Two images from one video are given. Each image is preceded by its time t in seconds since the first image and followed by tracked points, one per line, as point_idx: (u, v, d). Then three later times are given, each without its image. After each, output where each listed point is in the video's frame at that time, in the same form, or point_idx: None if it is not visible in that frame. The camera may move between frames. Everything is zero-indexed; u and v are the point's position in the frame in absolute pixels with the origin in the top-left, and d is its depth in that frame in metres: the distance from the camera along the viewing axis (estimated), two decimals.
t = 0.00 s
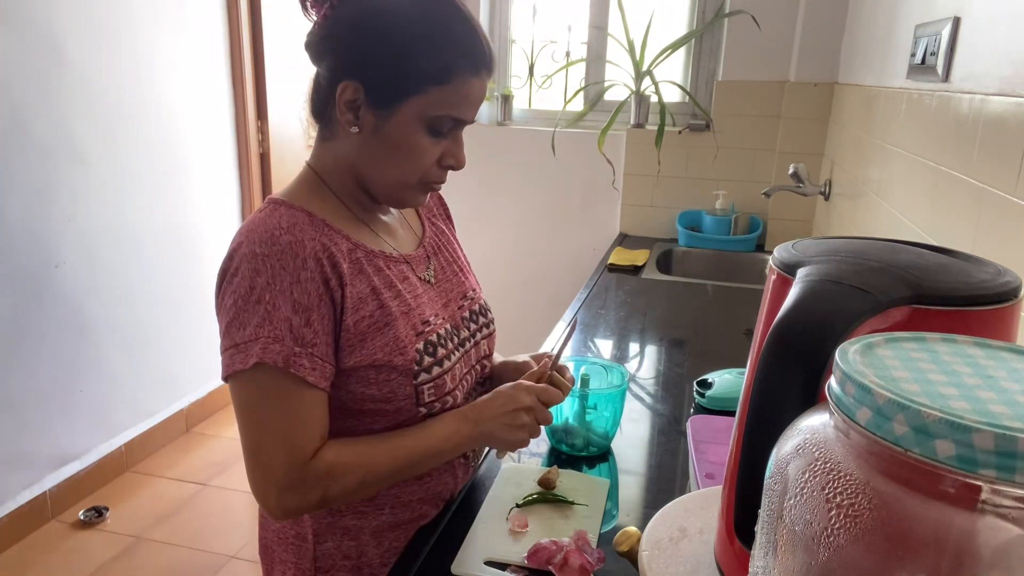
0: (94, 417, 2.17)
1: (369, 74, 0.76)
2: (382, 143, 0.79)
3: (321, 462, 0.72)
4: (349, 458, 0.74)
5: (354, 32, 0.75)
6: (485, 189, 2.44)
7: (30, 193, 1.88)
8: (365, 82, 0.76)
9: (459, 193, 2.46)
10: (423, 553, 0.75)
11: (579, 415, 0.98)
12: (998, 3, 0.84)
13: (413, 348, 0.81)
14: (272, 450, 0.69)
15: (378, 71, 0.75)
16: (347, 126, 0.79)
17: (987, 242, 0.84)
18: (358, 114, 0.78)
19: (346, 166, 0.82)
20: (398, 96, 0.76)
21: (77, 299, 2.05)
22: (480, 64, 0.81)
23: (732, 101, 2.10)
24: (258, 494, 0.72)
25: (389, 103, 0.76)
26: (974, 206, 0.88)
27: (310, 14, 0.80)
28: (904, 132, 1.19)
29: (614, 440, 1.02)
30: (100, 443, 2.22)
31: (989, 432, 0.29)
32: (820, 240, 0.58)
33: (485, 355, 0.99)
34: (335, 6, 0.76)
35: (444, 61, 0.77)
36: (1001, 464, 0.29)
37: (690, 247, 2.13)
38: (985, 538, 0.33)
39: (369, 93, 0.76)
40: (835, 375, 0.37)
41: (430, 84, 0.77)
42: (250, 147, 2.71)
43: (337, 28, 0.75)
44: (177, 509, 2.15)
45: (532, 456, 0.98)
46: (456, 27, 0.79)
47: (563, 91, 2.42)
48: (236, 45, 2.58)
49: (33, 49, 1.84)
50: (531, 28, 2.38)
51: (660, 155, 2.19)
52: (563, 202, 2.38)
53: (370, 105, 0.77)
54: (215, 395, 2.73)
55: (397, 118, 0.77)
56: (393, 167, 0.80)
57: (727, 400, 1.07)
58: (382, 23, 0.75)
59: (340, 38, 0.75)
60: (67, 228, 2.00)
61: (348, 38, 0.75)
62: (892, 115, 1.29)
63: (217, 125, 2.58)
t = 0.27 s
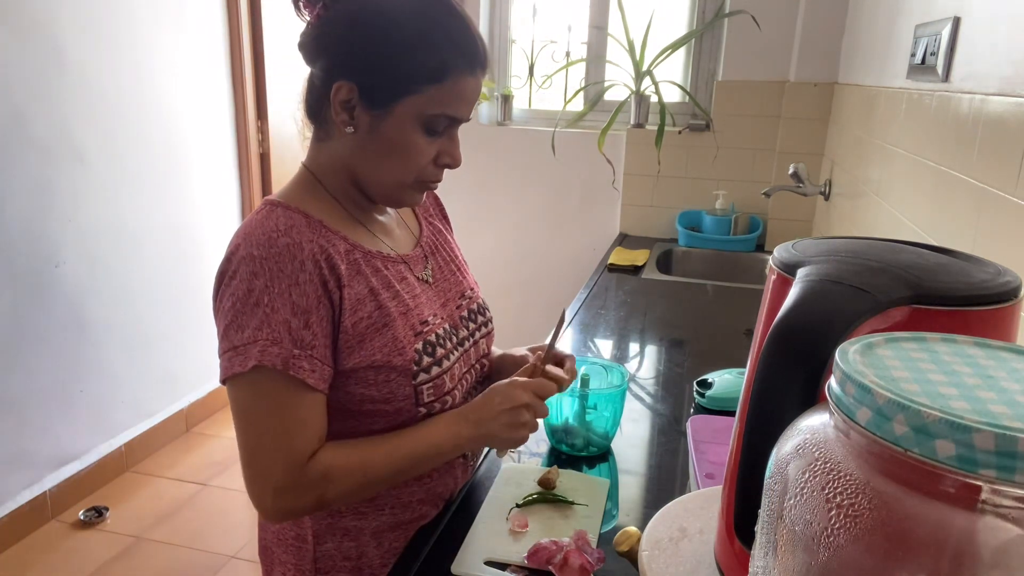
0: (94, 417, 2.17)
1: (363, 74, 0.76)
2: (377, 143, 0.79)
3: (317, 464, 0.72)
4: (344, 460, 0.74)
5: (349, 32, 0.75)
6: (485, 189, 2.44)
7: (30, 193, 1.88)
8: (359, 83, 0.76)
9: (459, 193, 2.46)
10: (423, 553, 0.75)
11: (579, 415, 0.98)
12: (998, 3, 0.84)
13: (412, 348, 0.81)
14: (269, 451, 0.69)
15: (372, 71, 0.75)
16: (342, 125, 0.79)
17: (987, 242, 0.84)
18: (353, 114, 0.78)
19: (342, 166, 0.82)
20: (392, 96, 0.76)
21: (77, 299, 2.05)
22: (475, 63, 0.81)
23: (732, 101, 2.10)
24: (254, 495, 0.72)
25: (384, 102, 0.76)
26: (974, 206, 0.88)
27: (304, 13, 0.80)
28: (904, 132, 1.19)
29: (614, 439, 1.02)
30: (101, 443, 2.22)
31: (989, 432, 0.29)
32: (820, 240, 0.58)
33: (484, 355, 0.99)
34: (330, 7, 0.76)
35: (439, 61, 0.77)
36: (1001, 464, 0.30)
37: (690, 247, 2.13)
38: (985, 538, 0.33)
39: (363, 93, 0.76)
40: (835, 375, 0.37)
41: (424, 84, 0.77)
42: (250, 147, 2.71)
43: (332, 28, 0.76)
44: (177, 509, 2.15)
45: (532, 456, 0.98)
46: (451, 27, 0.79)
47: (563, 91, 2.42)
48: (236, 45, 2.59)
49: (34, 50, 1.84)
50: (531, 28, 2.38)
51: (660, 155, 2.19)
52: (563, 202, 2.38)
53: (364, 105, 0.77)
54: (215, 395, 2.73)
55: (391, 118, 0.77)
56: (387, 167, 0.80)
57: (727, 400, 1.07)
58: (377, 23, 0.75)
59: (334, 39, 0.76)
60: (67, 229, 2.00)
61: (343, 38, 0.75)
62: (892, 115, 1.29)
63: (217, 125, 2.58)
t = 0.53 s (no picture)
0: (94, 417, 2.17)
1: (362, 74, 0.76)
2: (376, 143, 0.79)
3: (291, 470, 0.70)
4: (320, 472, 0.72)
5: (347, 31, 0.75)
6: (485, 189, 2.44)
7: (30, 194, 1.88)
8: (359, 82, 0.76)
9: (459, 193, 2.46)
10: (423, 553, 0.75)
11: (579, 415, 0.98)
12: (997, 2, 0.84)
13: (408, 346, 0.82)
14: (243, 451, 0.68)
15: (372, 71, 0.75)
16: (340, 124, 0.79)
17: (988, 241, 0.84)
18: (352, 113, 0.78)
19: (339, 165, 0.82)
20: (391, 96, 0.76)
21: (77, 299, 2.05)
22: (472, 62, 0.81)
23: (732, 101, 2.10)
24: (224, 493, 0.71)
25: (384, 101, 0.76)
26: (974, 206, 0.88)
27: (301, 13, 0.80)
28: (904, 132, 1.20)
29: (613, 440, 1.02)
30: (101, 443, 2.22)
31: (989, 432, 0.29)
32: (820, 240, 0.58)
33: (483, 354, 0.99)
34: (328, 6, 0.75)
35: (437, 60, 0.77)
36: (1000, 464, 0.30)
37: (690, 247, 2.13)
38: (985, 538, 0.33)
39: (363, 92, 0.76)
40: (835, 375, 0.37)
41: (423, 83, 0.77)
42: (250, 147, 2.71)
43: (330, 27, 0.75)
44: (177, 509, 2.15)
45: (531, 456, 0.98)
46: (448, 26, 0.79)
47: (563, 91, 2.42)
48: (236, 45, 2.59)
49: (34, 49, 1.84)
50: (531, 28, 2.38)
51: (660, 155, 2.19)
52: (563, 202, 2.38)
53: (364, 104, 0.77)
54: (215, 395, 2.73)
55: (391, 117, 0.77)
56: (385, 166, 0.80)
57: (727, 399, 1.07)
58: (376, 22, 0.74)
59: (332, 39, 0.75)
60: (67, 229, 2.00)
61: (341, 37, 0.75)
62: (892, 115, 1.29)
63: (217, 125, 2.58)
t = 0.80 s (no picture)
0: (94, 417, 2.17)
1: (373, 73, 0.76)
2: (386, 141, 0.79)
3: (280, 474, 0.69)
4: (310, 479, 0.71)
5: (357, 31, 0.75)
6: (485, 189, 2.44)
7: (30, 193, 1.88)
8: (370, 81, 0.76)
9: (459, 193, 2.46)
10: (423, 553, 0.75)
11: (579, 415, 0.98)
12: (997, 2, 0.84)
13: (413, 346, 0.82)
14: (233, 448, 0.67)
15: (383, 70, 0.75)
16: (351, 124, 0.79)
17: (988, 241, 0.84)
18: (363, 113, 0.77)
19: (346, 164, 0.82)
20: (402, 95, 0.76)
21: (77, 299, 2.05)
22: (480, 62, 0.81)
23: (732, 101, 2.10)
24: (212, 491, 0.70)
25: (395, 100, 0.76)
26: (974, 206, 0.88)
27: (307, 14, 0.80)
28: (904, 132, 1.19)
29: (614, 440, 1.02)
30: (101, 443, 2.22)
31: (989, 432, 0.29)
32: (821, 240, 0.58)
33: (486, 354, 0.99)
34: (336, 6, 0.76)
35: (447, 59, 0.77)
36: (1000, 464, 0.29)
37: (690, 247, 2.13)
38: (984, 538, 0.33)
39: (374, 92, 0.76)
40: (835, 375, 0.37)
41: (432, 82, 0.77)
42: (250, 147, 2.71)
43: (339, 27, 0.75)
44: (177, 509, 2.15)
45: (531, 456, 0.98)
46: (457, 26, 0.79)
47: (563, 91, 2.42)
48: (236, 45, 2.59)
49: (33, 48, 1.84)
50: (531, 28, 2.38)
51: (660, 155, 2.19)
52: (563, 202, 2.38)
53: (375, 103, 0.76)
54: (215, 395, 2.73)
55: (402, 117, 0.77)
56: (393, 166, 0.80)
57: (727, 399, 1.07)
58: (385, 22, 0.75)
59: (342, 39, 0.76)
60: (67, 229, 2.00)
61: (351, 37, 0.75)
62: (892, 115, 1.29)
63: (217, 125, 2.58)
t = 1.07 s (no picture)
0: (94, 417, 2.17)
1: (369, 73, 0.76)
2: (381, 142, 0.79)
3: (292, 471, 0.69)
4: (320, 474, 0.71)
5: (353, 30, 0.75)
6: (485, 189, 2.44)
7: (30, 193, 1.88)
8: (365, 81, 0.76)
9: (459, 193, 2.46)
10: (423, 553, 0.75)
11: (579, 415, 0.98)
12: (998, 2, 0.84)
13: (412, 347, 0.82)
14: (242, 450, 0.68)
15: (379, 70, 0.75)
16: (347, 124, 0.79)
17: (988, 240, 0.84)
18: (358, 112, 0.77)
19: (343, 165, 0.82)
20: (398, 95, 0.76)
21: (77, 299, 2.06)
22: (477, 62, 0.81)
23: (732, 101, 2.10)
24: (227, 491, 0.71)
25: (390, 100, 0.76)
26: (974, 206, 0.88)
27: (305, 14, 0.80)
28: (904, 132, 1.19)
29: (614, 440, 1.02)
30: (101, 443, 2.22)
31: (989, 432, 0.29)
32: (820, 240, 0.58)
33: (485, 355, 0.99)
34: (334, 7, 0.76)
35: (443, 60, 0.77)
36: (1001, 464, 0.29)
37: (690, 247, 2.13)
38: (984, 538, 0.33)
39: (369, 91, 0.76)
40: (835, 375, 0.37)
41: (429, 82, 0.77)
42: (250, 147, 2.71)
43: (336, 27, 0.76)
44: (177, 509, 2.15)
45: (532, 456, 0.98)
46: (454, 28, 0.79)
47: (563, 91, 2.42)
48: (236, 45, 2.59)
49: (33, 48, 1.84)
50: (530, 28, 2.38)
51: (660, 155, 2.19)
52: (563, 202, 2.38)
53: (370, 103, 0.76)
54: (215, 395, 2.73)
55: (398, 116, 0.77)
56: (388, 166, 0.80)
57: (727, 399, 1.07)
58: (382, 21, 0.75)
59: (339, 39, 0.76)
60: (67, 229, 2.00)
61: (348, 37, 0.75)
62: (892, 114, 1.29)
63: (217, 125, 2.58)
